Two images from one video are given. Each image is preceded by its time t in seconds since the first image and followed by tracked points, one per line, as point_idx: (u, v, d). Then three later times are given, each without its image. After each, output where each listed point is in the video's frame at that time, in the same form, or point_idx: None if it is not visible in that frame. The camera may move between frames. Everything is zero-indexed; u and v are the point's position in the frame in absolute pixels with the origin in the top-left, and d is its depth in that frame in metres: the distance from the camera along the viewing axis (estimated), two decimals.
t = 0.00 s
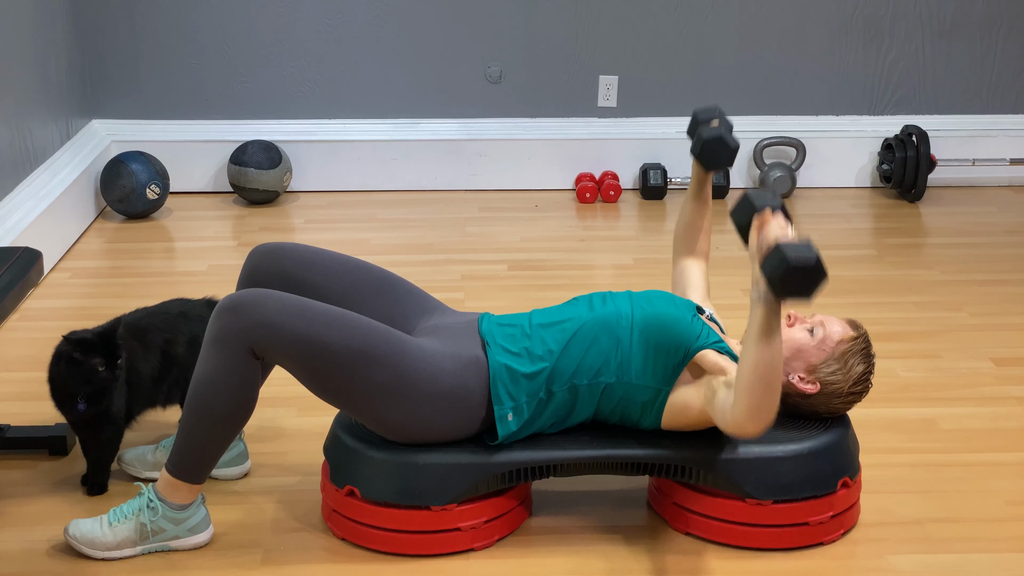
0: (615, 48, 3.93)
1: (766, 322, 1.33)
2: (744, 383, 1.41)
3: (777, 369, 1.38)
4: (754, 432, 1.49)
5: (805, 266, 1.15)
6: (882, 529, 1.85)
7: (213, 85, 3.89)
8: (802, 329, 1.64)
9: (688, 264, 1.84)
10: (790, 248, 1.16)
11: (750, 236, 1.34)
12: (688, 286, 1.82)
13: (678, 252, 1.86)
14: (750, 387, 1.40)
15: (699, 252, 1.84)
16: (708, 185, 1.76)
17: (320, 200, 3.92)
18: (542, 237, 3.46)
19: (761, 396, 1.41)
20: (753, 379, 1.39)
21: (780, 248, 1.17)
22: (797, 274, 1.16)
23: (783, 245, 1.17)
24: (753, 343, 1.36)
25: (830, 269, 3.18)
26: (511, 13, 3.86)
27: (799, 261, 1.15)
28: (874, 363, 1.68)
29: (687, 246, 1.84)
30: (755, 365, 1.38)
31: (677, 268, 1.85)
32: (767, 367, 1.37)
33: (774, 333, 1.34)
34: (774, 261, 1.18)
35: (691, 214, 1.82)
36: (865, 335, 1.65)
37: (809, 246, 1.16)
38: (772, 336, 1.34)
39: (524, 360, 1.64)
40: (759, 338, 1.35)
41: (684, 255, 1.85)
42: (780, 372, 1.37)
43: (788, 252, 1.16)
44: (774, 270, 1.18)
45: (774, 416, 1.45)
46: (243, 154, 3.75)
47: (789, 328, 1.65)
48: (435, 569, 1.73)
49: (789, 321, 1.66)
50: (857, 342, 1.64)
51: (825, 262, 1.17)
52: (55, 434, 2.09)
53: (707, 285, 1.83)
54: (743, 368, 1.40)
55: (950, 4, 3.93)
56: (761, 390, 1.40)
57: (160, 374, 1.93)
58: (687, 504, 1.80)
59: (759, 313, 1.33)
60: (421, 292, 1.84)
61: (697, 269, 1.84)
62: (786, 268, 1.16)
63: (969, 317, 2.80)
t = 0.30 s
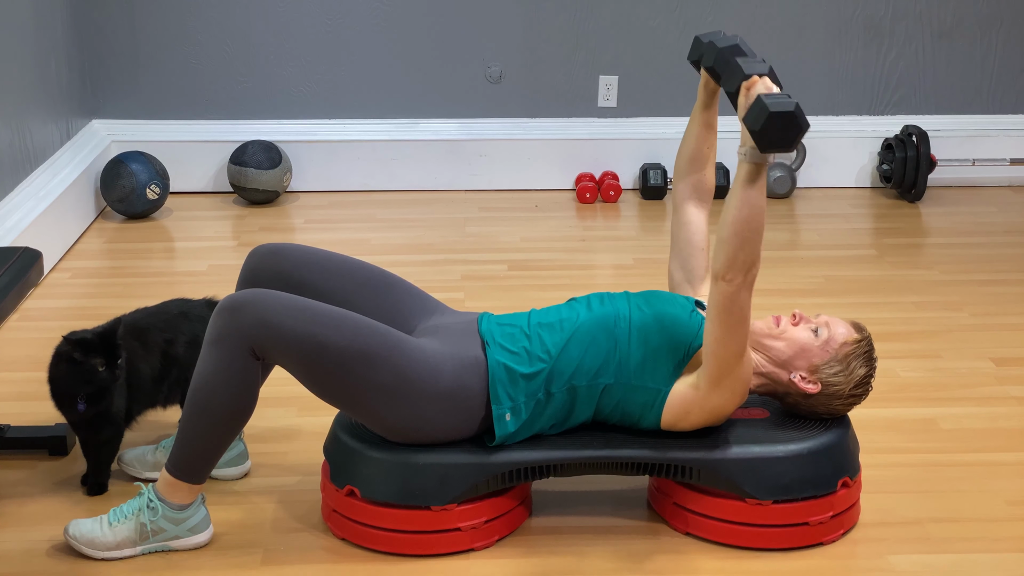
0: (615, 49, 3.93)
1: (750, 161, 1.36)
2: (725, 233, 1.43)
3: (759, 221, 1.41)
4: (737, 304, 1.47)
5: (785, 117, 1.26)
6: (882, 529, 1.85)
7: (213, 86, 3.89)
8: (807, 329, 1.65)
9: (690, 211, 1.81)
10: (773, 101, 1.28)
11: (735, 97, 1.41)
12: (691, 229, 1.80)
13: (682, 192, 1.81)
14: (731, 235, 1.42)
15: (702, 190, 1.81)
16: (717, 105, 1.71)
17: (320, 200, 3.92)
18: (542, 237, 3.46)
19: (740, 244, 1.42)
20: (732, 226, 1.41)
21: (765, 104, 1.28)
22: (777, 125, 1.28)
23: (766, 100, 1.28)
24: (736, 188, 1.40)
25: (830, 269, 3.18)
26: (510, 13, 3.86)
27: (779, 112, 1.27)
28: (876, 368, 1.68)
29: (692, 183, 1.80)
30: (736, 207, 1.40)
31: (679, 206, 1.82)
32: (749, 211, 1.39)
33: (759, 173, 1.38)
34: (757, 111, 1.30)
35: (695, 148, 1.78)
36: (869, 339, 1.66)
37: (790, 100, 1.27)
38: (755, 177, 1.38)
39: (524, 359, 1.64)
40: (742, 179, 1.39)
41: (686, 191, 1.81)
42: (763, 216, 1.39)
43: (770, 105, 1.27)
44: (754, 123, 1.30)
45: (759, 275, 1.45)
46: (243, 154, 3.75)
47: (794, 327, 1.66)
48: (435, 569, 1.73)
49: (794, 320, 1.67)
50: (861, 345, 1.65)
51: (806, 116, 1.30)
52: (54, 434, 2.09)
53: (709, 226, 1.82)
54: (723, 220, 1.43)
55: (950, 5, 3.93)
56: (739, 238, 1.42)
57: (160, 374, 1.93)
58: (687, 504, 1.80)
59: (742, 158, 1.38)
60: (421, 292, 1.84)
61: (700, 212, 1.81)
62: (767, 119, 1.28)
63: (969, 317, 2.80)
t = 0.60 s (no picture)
0: (615, 49, 3.94)
1: (732, 148, 1.40)
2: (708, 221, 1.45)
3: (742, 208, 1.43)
4: (724, 292, 1.48)
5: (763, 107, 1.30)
6: (883, 530, 1.85)
7: (214, 86, 3.89)
8: (810, 330, 1.65)
9: (689, 213, 1.80)
10: (750, 92, 1.31)
11: (716, 88, 1.44)
12: (690, 232, 1.80)
13: (682, 195, 1.81)
14: (715, 224, 1.44)
15: (700, 192, 1.80)
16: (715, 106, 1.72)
17: (321, 200, 3.93)
18: (542, 237, 3.46)
19: (723, 231, 1.44)
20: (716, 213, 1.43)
21: (743, 95, 1.31)
22: (756, 115, 1.31)
23: (744, 91, 1.32)
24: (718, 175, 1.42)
25: (829, 269, 3.18)
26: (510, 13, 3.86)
27: (756, 102, 1.30)
28: (878, 371, 1.68)
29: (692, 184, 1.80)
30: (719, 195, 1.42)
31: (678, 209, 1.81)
32: (732, 198, 1.42)
33: (741, 160, 1.41)
34: (736, 102, 1.33)
35: (695, 149, 1.77)
36: (871, 341, 1.65)
37: (766, 90, 1.31)
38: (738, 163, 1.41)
39: (523, 361, 1.63)
40: (725, 168, 1.42)
41: (685, 193, 1.81)
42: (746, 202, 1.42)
43: (749, 95, 1.31)
44: (735, 114, 1.33)
45: (745, 262, 1.47)
46: (242, 154, 3.75)
47: (797, 327, 1.66)
48: (435, 569, 1.73)
49: (798, 320, 1.67)
50: (864, 347, 1.64)
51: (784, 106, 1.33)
52: (54, 434, 2.09)
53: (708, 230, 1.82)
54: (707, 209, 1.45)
55: (949, 5, 3.93)
56: (723, 225, 1.43)
57: (161, 374, 1.93)
58: (687, 504, 1.80)
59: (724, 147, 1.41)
60: (420, 292, 1.84)
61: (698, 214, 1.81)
62: (745, 109, 1.31)
63: (969, 317, 2.80)
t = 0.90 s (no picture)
0: (615, 49, 3.94)
1: (728, 145, 1.41)
2: (704, 217, 1.46)
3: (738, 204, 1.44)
4: (720, 289, 1.49)
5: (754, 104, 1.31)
6: (883, 530, 1.85)
7: (214, 86, 3.89)
8: (810, 330, 1.65)
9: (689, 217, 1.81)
10: (742, 88, 1.33)
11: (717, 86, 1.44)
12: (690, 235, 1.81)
13: (681, 197, 1.80)
14: (711, 220, 1.45)
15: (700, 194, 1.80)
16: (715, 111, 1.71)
17: (321, 200, 3.93)
18: (542, 237, 3.46)
19: (717, 227, 1.45)
20: (712, 210, 1.44)
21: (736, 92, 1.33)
22: (747, 113, 1.33)
23: (737, 87, 1.33)
24: (714, 172, 1.43)
25: (829, 269, 3.18)
26: (510, 13, 3.86)
27: (748, 99, 1.32)
28: (879, 371, 1.67)
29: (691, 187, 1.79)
30: (714, 192, 1.43)
31: (677, 211, 1.81)
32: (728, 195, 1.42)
33: (737, 157, 1.42)
34: (729, 97, 1.34)
35: (694, 153, 1.77)
36: (872, 341, 1.65)
37: (759, 87, 1.32)
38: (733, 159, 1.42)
39: (523, 360, 1.63)
40: (720, 164, 1.43)
41: (684, 195, 1.80)
42: (741, 199, 1.42)
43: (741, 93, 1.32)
44: (727, 109, 1.34)
45: (742, 259, 1.47)
46: (242, 154, 3.75)
47: (798, 327, 1.66)
48: (435, 569, 1.73)
49: (799, 320, 1.67)
50: (864, 347, 1.64)
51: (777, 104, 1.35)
52: (54, 434, 2.09)
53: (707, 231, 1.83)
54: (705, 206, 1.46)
55: (949, 5, 3.93)
56: (719, 222, 1.44)
57: (161, 374, 1.93)
58: (688, 504, 1.80)
59: (721, 144, 1.42)
60: (421, 292, 1.84)
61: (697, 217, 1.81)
62: (737, 104, 1.33)
63: (969, 317, 2.80)
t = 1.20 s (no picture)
0: (615, 49, 3.94)
1: (729, 143, 1.40)
2: (704, 216, 1.46)
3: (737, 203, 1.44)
4: (721, 290, 1.48)
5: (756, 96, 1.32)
6: (883, 530, 1.85)
7: (213, 86, 3.89)
8: (810, 329, 1.65)
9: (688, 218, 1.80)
10: (744, 81, 1.33)
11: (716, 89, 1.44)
12: (689, 235, 1.81)
13: (676, 199, 1.80)
14: (711, 220, 1.45)
15: (697, 195, 1.80)
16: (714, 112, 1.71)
17: (321, 200, 3.93)
18: (542, 237, 3.46)
19: (717, 227, 1.45)
20: (711, 209, 1.44)
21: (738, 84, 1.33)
22: (749, 106, 1.33)
23: (739, 80, 1.33)
24: (715, 170, 1.43)
25: (829, 269, 3.18)
26: (510, 14, 3.86)
27: (750, 91, 1.32)
28: (878, 370, 1.67)
29: (688, 188, 1.79)
30: (715, 191, 1.43)
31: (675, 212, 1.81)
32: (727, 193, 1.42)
33: (737, 156, 1.42)
34: (731, 90, 1.35)
35: (692, 155, 1.77)
36: (871, 340, 1.65)
37: (761, 80, 1.33)
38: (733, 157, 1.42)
39: (523, 359, 1.63)
40: (721, 163, 1.42)
41: (681, 196, 1.80)
42: (741, 198, 1.42)
43: (743, 86, 1.32)
44: (728, 102, 1.35)
45: (742, 259, 1.47)
46: (242, 154, 3.74)
47: (797, 327, 1.66)
48: (434, 569, 1.72)
49: (798, 320, 1.67)
50: (864, 347, 1.64)
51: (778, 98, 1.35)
52: (55, 434, 2.09)
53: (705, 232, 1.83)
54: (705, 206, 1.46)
55: (949, 5, 3.93)
56: (719, 221, 1.44)
57: (163, 374, 1.93)
58: (688, 504, 1.80)
59: (721, 142, 1.42)
60: (420, 292, 1.84)
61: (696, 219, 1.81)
62: (739, 96, 1.33)
63: (970, 317, 2.80)
